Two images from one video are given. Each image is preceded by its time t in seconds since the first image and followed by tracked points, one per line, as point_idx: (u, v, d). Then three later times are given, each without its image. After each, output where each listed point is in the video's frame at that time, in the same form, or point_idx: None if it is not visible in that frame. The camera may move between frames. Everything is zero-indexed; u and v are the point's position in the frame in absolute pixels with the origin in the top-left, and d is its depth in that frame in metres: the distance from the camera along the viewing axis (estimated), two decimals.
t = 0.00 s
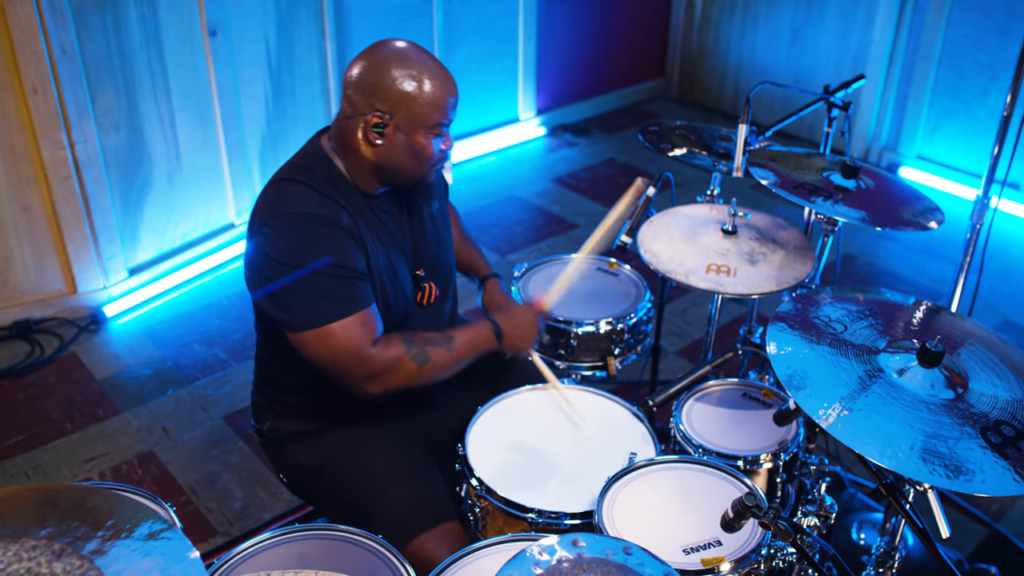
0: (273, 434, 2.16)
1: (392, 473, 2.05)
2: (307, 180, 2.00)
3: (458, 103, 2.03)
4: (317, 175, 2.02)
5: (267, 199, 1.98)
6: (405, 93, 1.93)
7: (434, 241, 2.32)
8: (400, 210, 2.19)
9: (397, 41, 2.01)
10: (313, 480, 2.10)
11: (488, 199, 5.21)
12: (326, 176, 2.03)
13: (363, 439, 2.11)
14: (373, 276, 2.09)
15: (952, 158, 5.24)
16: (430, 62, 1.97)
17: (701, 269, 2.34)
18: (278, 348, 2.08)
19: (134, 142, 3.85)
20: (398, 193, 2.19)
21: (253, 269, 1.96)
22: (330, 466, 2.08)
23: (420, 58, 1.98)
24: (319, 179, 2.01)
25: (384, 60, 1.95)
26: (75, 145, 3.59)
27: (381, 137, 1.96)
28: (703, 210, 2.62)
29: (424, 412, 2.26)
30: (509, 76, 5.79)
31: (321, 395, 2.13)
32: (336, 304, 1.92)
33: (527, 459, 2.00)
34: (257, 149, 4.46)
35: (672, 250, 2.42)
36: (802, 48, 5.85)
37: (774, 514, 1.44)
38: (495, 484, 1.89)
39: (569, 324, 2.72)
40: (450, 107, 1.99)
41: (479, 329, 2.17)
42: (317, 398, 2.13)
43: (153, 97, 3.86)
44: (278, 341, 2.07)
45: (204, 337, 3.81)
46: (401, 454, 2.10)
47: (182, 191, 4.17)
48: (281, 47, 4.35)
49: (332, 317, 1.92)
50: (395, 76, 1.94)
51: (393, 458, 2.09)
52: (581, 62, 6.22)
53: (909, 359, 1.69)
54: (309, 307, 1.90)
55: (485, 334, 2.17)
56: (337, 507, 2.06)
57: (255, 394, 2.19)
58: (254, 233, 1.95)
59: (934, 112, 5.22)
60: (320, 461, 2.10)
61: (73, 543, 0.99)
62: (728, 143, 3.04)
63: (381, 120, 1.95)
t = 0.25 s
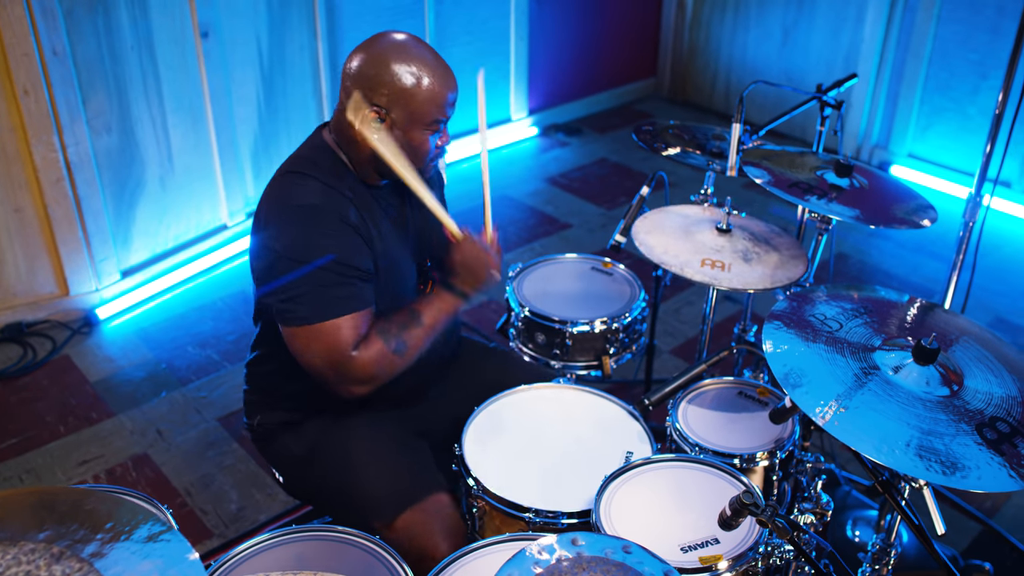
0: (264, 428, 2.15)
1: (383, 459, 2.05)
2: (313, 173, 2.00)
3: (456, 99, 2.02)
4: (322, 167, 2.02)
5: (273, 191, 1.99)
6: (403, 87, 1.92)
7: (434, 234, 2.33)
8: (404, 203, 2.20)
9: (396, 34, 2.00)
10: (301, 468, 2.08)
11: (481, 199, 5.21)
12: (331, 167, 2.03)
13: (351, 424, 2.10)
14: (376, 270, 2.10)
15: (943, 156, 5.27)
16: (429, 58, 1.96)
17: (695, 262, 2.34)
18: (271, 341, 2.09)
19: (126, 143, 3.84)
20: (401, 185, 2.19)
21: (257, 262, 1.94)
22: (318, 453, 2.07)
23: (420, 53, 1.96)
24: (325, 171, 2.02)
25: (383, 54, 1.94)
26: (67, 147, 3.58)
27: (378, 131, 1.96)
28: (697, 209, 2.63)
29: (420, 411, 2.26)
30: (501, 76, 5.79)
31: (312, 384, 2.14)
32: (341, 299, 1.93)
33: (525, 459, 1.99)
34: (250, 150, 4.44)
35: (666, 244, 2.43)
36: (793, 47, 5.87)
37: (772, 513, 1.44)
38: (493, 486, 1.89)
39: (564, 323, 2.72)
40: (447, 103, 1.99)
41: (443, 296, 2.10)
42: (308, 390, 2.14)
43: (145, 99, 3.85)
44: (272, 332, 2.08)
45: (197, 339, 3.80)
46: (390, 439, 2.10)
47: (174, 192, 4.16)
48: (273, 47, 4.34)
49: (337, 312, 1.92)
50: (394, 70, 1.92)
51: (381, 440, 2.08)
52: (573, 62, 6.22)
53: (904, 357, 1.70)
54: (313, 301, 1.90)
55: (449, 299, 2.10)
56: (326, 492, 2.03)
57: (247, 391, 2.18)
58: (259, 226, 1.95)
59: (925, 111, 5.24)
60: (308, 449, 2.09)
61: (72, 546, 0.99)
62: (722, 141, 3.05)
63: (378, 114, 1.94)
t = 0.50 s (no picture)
0: (262, 427, 2.15)
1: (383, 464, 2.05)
2: (309, 186, 2.00)
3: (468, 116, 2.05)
4: (318, 179, 2.02)
5: (268, 203, 1.99)
6: (419, 107, 1.94)
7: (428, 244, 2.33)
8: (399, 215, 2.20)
9: (408, 51, 2.00)
10: (300, 470, 2.08)
11: (477, 199, 5.21)
12: (327, 178, 2.03)
13: (349, 427, 2.09)
14: (376, 281, 2.10)
15: (936, 154, 5.29)
16: (442, 76, 1.97)
17: (694, 268, 2.35)
18: (269, 341, 2.08)
19: (121, 144, 3.82)
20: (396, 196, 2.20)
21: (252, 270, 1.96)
22: (317, 454, 2.07)
23: (433, 71, 1.97)
24: (321, 184, 2.01)
25: (396, 72, 1.94)
26: (62, 148, 3.57)
27: (394, 150, 1.98)
28: (694, 208, 2.63)
29: (420, 411, 2.26)
30: (496, 76, 5.78)
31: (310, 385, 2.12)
32: (342, 310, 1.92)
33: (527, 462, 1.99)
34: (244, 150, 4.44)
35: (664, 251, 2.43)
36: (787, 46, 5.88)
37: (773, 509, 1.44)
38: (493, 484, 1.90)
39: (562, 322, 2.72)
40: (461, 120, 2.01)
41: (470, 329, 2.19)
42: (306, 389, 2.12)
43: (140, 100, 3.84)
44: (271, 336, 2.07)
45: (193, 340, 3.79)
46: (391, 442, 2.08)
47: (169, 193, 4.15)
48: (268, 48, 4.34)
49: (338, 323, 1.91)
50: (409, 88, 1.93)
51: (379, 443, 2.07)
52: (567, 62, 6.23)
53: (904, 354, 1.71)
54: (311, 312, 1.90)
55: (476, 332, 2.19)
56: (326, 492, 2.04)
57: (246, 390, 2.19)
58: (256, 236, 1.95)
59: (919, 109, 5.26)
60: (307, 449, 2.08)
61: (76, 547, 0.98)
62: (719, 140, 3.05)
63: (395, 133, 1.95)
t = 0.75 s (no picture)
0: (264, 434, 2.14)
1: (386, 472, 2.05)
2: (309, 179, 1.99)
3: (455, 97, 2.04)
4: (317, 172, 2.01)
5: (268, 198, 1.98)
6: (407, 89, 1.93)
7: (424, 240, 2.34)
8: (392, 207, 2.21)
9: (392, 37, 1.99)
10: (302, 479, 2.07)
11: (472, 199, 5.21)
12: (326, 171, 2.02)
13: (353, 436, 2.09)
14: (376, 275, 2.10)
15: (929, 153, 5.31)
16: (426, 59, 1.97)
17: (692, 264, 2.35)
18: (271, 345, 2.07)
19: (115, 146, 3.81)
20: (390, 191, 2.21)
21: (255, 270, 1.94)
22: (321, 462, 2.06)
23: (417, 54, 1.97)
24: (322, 178, 2.01)
25: (381, 57, 1.93)
26: (56, 149, 3.55)
27: (390, 134, 1.96)
28: (691, 207, 2.64)
29: (419, 411, 2.25)
30: (489, 76, 5.78)
31: (314, 394, 2.11)
32: (342, 303, 1.91)
33: (529, 462, 1.98)
34: (239, 151, 4.43)
35: (662, 246, 2.43)
36: (779, 45, 5.90)
37: (774, 507, 1.44)
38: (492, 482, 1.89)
39: (559, 322, 2.72)
40: (449, 98, 2.00)
41: (456, 297, 2.13)
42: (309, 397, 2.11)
43: (134, 101, 3.83)
44: (273, 339, 2.05)
45: (188, 342, 3.78)
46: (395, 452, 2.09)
47: (163, 194, 4.13)
48: (262, 48, 4.33)
49: (342, 317, 1.91)
50: (394, 72, 1.92)
51: (384, 449, 2.07)
52: (561, 62, 6.23)
53: (902, 351, 1.72)
54: (315, 305, 1.89)
55: (461, 299, 2.12)
56: (328, 505, 2.03)
57: (246, 395, 2.17)
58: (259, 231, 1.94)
59: (911, 107, 5.28)
60: (310, 459, 2.08)
61: (79, 549, 0.98)
62: (715, 139, 3.06)
63: (390, 116, 1.94)
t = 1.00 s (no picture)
0: (261, 432, 2.13)
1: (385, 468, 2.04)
2: (296, 183, 1.99)
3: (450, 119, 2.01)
4: (305, 177, 2.01)
5: (255, 201, 1.98)
6: (398, 108, 1.91)
7: (420, 243, 2.33)
8: (386, 213, 2.19)
9: (389, 51, 1.98)
10: (302, 473, 2.08)
11: (466, 198, 5.21)
12: (313, 176, 2.02)
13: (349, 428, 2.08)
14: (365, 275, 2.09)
15: (921, 150, 5.33)
16: (423, 78, 1.95)
17: (691, 265, 2.36)
18: (265, 342, 2.06)
19: (108, 146, 3.79)
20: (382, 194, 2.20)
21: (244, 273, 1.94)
22: (320, 455, 2.06)
23: (414, 71, 1.95)
24: (308, 181, 2.01)
25: (377, 73, 1.93)
26: (50, 150, 3.54)
27: (369, 150, 1.95)
28: (688, 206, 2.64)
29: (418, 411, 2.25)
30: (483, 76, 5.78)
31: (308, 387, 2.11)
32: (333, 303, 1.91)
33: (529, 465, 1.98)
34: (232, 152, 4.41)
35: (662, 248, 2.44)
36: (772, 44, 5.91)
37: (774, 503, 1.45)
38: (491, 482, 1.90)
39: (557, 321, 2.72)
40: (440, 124, 1.98)
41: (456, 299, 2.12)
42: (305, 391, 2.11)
43: (127, 102, 3.81)
44: (266, 336, 2.05)
45: (184, 343, 3.76)
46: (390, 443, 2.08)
47: (158, 196, 4.12)
48: (255, 49, 4.32)
49: (329, 316, 1.91)
50: (390, 90, 1.91)
51: (380, 440, 2.07)
52: (554, 61, 6.23)
53: (901, 347, 1.73)
54: (301, 305, 1.89)
55: (463, 301, 2.12)
56: (329, 500, 2.03)
57: (244, 394, 2.17)
58: (246, 233, 1.93)
59: (904, 105, 5.30)
60: (309, 453, 2.08)
61: (83, 551, 0.98)
62: (711, 138, 3.07)
63: (369, 132, 1.93)
